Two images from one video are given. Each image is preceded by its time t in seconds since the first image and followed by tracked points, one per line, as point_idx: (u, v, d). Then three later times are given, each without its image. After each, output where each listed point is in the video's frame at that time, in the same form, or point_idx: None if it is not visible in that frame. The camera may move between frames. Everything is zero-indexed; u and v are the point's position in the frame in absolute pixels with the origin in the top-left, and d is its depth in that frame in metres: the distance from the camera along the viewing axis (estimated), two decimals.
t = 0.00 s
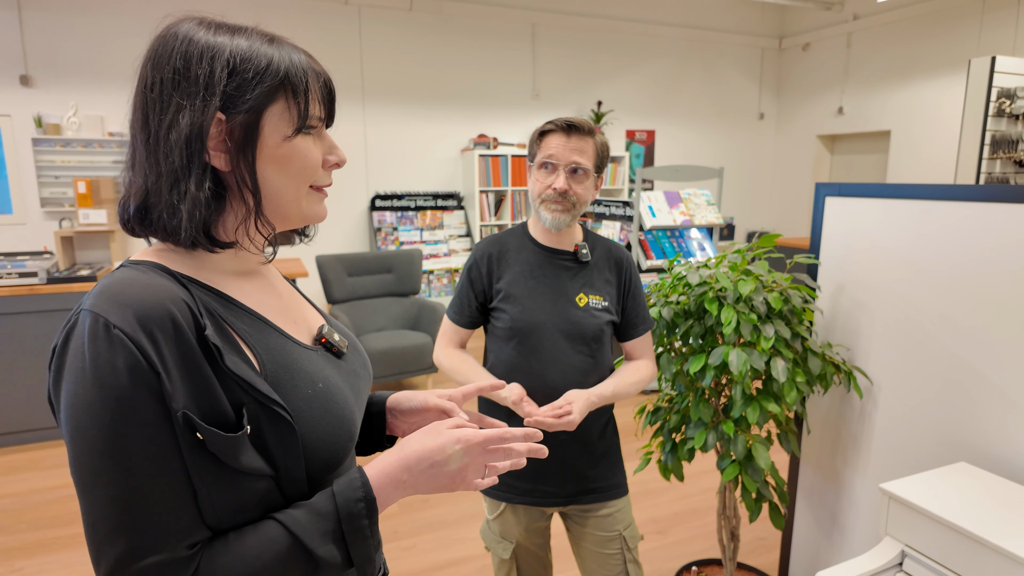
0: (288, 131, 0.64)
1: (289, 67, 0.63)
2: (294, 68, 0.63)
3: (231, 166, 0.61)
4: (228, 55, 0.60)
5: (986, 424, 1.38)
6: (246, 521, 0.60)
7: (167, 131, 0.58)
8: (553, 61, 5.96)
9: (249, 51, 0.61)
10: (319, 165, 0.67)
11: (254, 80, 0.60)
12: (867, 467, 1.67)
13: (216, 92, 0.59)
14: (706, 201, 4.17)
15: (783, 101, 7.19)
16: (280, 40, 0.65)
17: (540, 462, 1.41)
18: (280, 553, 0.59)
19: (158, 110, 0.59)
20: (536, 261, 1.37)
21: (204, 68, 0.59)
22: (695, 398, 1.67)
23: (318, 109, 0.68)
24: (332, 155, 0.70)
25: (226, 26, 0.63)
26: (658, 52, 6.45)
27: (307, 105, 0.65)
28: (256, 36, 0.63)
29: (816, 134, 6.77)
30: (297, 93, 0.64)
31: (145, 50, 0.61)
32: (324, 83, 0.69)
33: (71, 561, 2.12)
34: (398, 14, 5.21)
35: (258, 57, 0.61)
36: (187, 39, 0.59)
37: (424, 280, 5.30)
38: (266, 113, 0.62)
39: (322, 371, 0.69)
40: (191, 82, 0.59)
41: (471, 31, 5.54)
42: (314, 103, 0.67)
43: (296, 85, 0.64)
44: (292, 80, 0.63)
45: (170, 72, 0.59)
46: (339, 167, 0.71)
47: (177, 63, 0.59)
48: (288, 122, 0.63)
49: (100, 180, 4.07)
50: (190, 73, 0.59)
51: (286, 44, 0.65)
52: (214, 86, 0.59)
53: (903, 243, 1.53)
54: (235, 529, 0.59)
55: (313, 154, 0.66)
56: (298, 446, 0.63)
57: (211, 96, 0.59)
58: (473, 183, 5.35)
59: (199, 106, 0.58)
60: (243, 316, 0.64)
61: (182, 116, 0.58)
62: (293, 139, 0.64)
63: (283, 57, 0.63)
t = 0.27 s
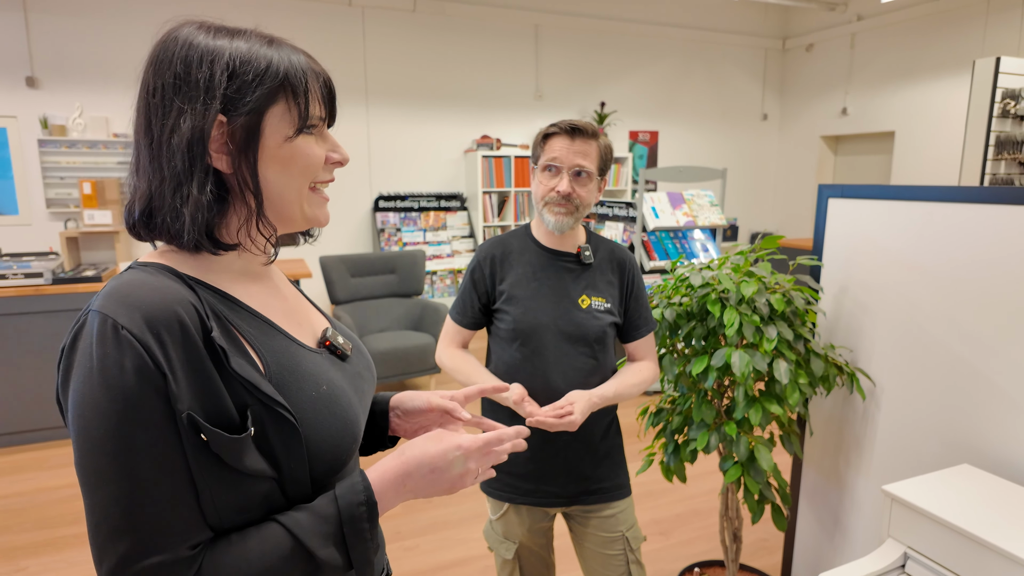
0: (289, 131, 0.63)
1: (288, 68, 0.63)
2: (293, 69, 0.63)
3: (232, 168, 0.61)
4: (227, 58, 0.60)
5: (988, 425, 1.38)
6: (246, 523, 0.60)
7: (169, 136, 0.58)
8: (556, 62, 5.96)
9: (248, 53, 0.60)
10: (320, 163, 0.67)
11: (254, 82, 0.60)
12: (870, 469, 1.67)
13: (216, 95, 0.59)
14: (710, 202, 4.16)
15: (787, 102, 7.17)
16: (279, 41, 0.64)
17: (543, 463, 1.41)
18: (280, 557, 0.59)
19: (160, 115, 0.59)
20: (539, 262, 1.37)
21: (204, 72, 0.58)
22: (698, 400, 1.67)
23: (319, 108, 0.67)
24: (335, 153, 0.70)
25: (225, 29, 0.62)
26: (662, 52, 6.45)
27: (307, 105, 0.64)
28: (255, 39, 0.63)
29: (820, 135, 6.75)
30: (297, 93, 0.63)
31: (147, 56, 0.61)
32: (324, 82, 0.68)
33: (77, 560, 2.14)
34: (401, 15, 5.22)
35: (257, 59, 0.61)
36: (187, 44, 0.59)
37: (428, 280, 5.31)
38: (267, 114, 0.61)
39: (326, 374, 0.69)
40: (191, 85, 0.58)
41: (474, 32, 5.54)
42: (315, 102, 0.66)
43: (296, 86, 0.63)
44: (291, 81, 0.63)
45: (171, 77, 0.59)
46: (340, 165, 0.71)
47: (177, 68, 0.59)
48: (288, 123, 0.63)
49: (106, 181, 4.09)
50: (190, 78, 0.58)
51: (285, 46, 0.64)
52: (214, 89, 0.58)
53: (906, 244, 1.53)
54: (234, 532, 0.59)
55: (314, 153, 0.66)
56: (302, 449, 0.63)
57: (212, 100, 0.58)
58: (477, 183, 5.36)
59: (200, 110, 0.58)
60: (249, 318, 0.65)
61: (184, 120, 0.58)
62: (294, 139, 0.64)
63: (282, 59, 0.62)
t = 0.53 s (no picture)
0: (281, 130, 0.61)
1: (277, 65, 0.61)
2: (282, 66, 0.61)
3: (226, 170, 0.59)
4: (214, 59, 0.58)
5: (992, 428, 1.37)
6: (247, 524, 0.60)
7: (161, 140, 0.57)
8: (559, 63, 5.96)
9: (235, 52, 0.58)
10: (315, 161, 0.65)
11: (242, 81, 0.58)
12: (873, 471, 1.66)
13: (205, 97, 0.57)
14: (712, 202, 4.15)
15: (790, 102, 7.16)
16: (267, 38, 0.62)
17: (545, 465, 1.41)
18: (280, 561, 0.58)
19: (151, 120, 0.57)
20: (542, 264, 1.37)
21: (192, 74, 0.56)
22: (700, 402, 1.66)
23: (311, 104, 0.65)
24: (329, 149, 0.68)
25: (211, 29, 0.60)
26: (664, 53, 6.45)
27: (298, 102, 0.62)
28: (242, 36, 0.60)
29: (823, 136, 6.73)
30: (287, 90, 0.61)
31: (136, 62, 0.59)
32: (314, 78, 0.66)
33: (79, 560, 2.14)
34: (404, 16, 5.22)
35: (245, 58, 0.59)
36: (173, 46, 0.57)
37: (430, 282, 5.31)
38: (257, 114, 0.59)
39: (329, 374, 0.68)
40: (180, 89, 0.57)
41: (477, 33, 5.55)
42: (305, 98, 0.64)
43: (285, 83, 0.61)
44: (281, 79, 0.61)
45: (159, 81, 0.57)
46: (336, 161, 0.69)
47: (166, 72, 0.57)
48: (279, 121, 0.61)
49: (109, 182, 4.11)
50: (179, 81, 0.57)
51: (273, 43, 0.62)
52: (203, 91, 0.57)
53: (912, 246, 1.51)
54: (234, 534, 0.59)
55: (308, 151, 0.64)
56: (305, 449, 0.62)
57: (201, 101, 0.57)
58: (479, 185, 5.36)
59: (189, 113, 0.56)
60: (253, 318, 0.65)
61: (175, 124, 0.56)
62: (287, 137, 0.62)
63: (270, 56, 0.60)
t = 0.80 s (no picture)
0: (283, 139, 0.61)
1: (281, 74, 0.60)
2: (288, 77, 0.61)
3: (224, 175, 0.59)
4: (219, 66, 0.57)
5: (995, 429, 1.37)
6: (244, 524, 0.59)
7: (161, 143, 0.56)
8: (561, 64, 5.96)
9: (242, 60, 0.58)
10: (314, 169, 0.65)
11: (246, 89, 0.58)
12: (875, 473, 1.66)
13: (208, 102, 0.56)
14: (714, 203, 4.14)
15: (792, 103, 7.15)
16: (275, 47, 0.62)
17: (547, 466, 1.40)
18: (274, 564, 0.58)
19: (153, 122, 0.57)
20: (544, 265, 1.37)
21: (196, 80, 0.56)
22: (702, 404, 1.66)
23: (314, 114, 0.65)
24: (329, 160, 0.68)
25: (219, 36, 0.60)
26: (667, 54, 6.44)
27: (301, 112, 0.62)
28: (249, 44, 0.60)
29: (826, 136, 6.72)
30: (291, 100, 0.61)
31: (142, 64, 0.59)
32: (318, 88, 0.66)
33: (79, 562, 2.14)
34: (406, 17, 5.22)
35: (250, 66, 0.58)
36: (179, 51, 0.57)
37: (432, 282, 5.31)
38: (259, 122, 0.59)
39: (326, 373, 0.68)
40: (184, 94, 0.56)
41: (478, 33, 5.54)
42: (308, 108, 0.64)
43: (289, 93, 0.61)
44: (285, 89, 0.61)
45: (164, 85, 0.56)
46: (336, 172, 0.69)
47: (170, 76, 0.56)
48: (281, 130, 0.61)
49: (111, 183, 4.11)
50: (183, 86, 0.56)
51: (280, 53, 0.62)
52: (206, 97, 0.56)
53: (916, 249, 1.51)
54: (229, 535, 0.59)
55: (309, 160, 0.64)
56: (302, 449, 0.62)
57: (203, 107, 0.56)
58: (481, 185, 5.36)
59: (191, 118, 0.56)
60: (249, 319, 0.64)
61: (175, 127, 0.56)
62: (288, 146, 0.62)
63: (275, 66, 0.60)
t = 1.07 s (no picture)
0: (284, 138, 0.61)
1: (280, 72, 0.60)
2: (287, 75, 0.60)
3: (227, 177, 0.58)
4: (218, 67, 0.57)
5: (1000, 432, 1.36)
6: (245, 527, 0.59)
7: (162, 147, 0.56)
8: (563, 66, 5.96)
9: (240, 59, 0.58)
10: (318, 168, 0.64)
11: (245, 88, 0.57)
12: (879, 476, 1.65)
13: (208, 104, 0.56)
14: (717, 205, 4.13)
15: (795, 104, 7.14)
16: (273, 46, 0.61)
17: (548, 467, 1.40)
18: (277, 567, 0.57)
19: (153, 125, 0.57)
20: (547, 265, 1.36)
21: (195, 82, 0.56)
22: (704, 405, 1.65)
23: (314, 111, 0.64)
24: (331, 158, 0.67)
25: (217, 36, 0.59)
26: (669, 55, 6.43)
27: (302, 110, 0.62)
28: (246, 44, 0.60)
29: (829, 137, 6.70)
30: (291, 100, 0.61)
31: (140, 68, 0.58)
32: (317, 86, 0.66)
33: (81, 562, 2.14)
34: (409, 18, 5.22)
35: (249, 66, 0.58)
36: (177, 52, 0.57)
37: (434, 283, 5.31)
38: (260, 122, 0.59)
39: (328, 377, 0.67)
40: (183, 96, 0.56)
41: (480, 35, 5.54)
42: (308, 106, 0.63)
43: (289, 92, 0.61)
44: (285, 87, 0.60)
45: (163, 88, 0.56)
46: (339, 170, 0.69)
47: (169, 79, 0.56)
48: (283, 129, 0.61)
49: (114, 184, 4.12)
50: (182, 88, 0.56)
51: (278, 51, 0.62)
52: (206, 99, 0.56)
53: (920, 250, 1.50)
54: (231, 538, 0.58)
55: (311, 159, 0.63)
56: (303, 453, 0.61)
57: (203, 109, 0.56)
58: (483, 186, 5.36)
59: (192, 120, 0.56)
60: (250, 321, 0.64)
61: (176, 130, 0.56)
62: (289, 145, 0.61)
63: (274, 65, 0.60)
